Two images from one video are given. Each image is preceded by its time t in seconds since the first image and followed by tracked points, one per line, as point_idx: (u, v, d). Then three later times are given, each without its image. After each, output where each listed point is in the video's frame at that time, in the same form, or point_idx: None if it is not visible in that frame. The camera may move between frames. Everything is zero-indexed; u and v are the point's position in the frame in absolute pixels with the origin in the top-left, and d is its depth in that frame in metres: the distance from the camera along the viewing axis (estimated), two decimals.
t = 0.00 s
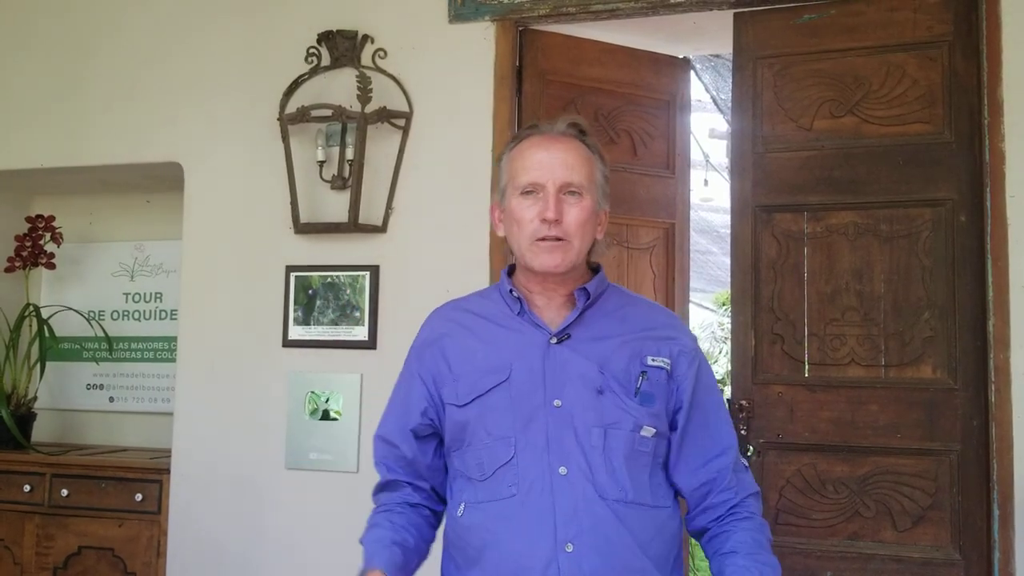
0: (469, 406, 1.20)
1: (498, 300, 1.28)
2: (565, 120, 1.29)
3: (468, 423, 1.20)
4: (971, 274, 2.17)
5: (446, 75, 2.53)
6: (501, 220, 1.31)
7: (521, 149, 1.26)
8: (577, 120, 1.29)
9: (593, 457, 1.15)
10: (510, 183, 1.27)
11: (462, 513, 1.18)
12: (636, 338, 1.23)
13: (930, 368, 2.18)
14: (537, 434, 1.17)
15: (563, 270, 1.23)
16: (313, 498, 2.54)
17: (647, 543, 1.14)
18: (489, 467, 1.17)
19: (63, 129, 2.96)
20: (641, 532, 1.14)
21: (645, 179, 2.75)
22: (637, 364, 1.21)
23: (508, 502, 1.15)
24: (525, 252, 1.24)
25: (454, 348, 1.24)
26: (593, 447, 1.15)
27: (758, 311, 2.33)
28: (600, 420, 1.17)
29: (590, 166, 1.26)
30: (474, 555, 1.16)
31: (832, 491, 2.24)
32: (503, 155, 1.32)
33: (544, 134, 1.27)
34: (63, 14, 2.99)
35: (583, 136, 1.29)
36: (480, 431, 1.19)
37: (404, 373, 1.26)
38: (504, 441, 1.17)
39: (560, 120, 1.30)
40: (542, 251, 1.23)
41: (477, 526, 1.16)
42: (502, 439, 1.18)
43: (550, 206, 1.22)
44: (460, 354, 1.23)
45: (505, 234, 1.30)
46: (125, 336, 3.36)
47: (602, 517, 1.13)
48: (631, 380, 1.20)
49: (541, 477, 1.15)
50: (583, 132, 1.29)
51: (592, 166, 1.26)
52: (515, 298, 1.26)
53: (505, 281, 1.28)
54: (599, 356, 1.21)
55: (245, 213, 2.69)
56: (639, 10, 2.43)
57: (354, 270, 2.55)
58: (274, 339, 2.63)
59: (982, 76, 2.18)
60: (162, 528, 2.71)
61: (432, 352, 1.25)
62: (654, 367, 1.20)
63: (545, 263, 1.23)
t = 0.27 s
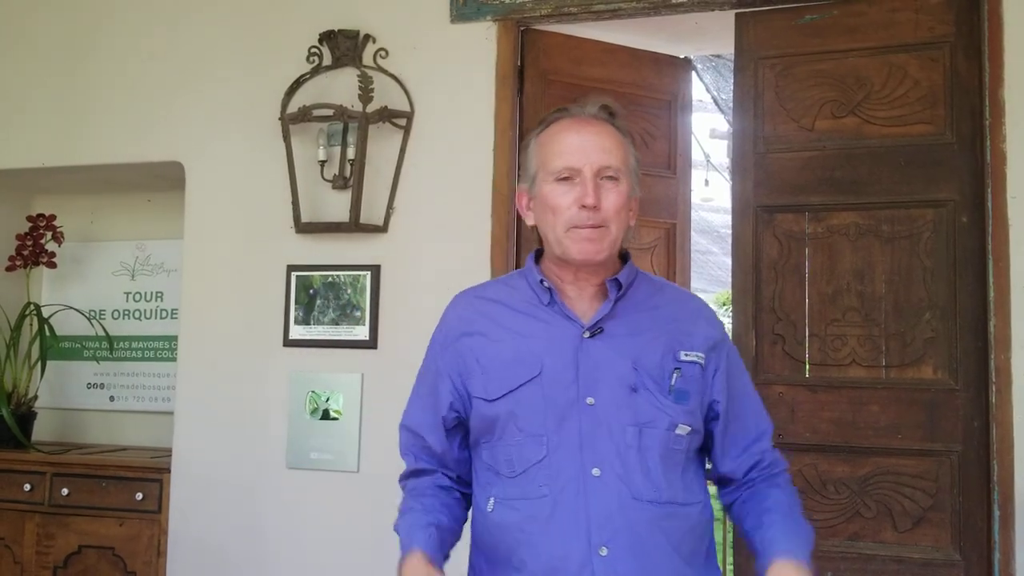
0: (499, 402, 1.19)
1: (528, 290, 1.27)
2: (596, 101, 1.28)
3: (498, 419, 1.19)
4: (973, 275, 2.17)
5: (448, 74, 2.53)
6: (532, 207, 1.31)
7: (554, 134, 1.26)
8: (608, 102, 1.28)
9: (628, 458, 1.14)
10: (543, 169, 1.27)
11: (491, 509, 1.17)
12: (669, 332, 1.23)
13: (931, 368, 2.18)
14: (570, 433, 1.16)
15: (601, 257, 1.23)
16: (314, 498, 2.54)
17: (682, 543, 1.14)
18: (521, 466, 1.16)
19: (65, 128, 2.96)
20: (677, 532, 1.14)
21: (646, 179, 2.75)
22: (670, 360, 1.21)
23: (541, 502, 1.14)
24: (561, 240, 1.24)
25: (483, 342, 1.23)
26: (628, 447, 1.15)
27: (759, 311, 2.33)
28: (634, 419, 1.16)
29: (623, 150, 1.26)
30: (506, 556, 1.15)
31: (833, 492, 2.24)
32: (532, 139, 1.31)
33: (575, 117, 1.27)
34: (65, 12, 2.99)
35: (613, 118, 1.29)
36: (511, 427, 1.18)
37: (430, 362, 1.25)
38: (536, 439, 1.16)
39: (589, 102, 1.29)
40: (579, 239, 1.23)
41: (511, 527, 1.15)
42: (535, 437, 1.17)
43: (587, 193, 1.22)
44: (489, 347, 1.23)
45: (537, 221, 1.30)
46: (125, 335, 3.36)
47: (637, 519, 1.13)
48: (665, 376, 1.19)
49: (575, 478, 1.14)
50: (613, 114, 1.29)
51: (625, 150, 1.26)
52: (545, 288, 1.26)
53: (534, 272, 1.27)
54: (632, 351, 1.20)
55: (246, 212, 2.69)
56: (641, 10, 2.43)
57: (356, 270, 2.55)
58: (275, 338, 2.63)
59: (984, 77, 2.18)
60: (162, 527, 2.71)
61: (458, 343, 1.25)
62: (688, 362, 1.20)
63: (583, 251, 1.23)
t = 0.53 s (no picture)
0: (526, 405, 1.23)
1: (552, 288, 1.30)
2: (603, 97, 1.29)
3: (524, 421, 1.23)
4: (973, 275, 2.17)
5: (448, 74, 2.53)
6: (554, 214, 1.31)
7: (568, 139, 1.28)
8: (616, 95, 1.30)
9: (661, 459, 1.18)
10: (561, 176, 1.28)
11: (515, 516, 1.21)
12: (693, 325, 1.26)
13: (932, 369, 2.18)
14: (600, 437, 1.20)
15: (629, 264, 1.23)
16: (314, 497, 2.54)
17: (718, 540, 1.18)
18: (551, 471, 1.19)
19: (65, 127, 2.96)
20: (712, 529, 1.18)
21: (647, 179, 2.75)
22: (697, 354, 1.24)
23: (575, 507, 1.17)
24: (587, 249, 1.24)
25: (510, 345, 1.27)
26: (660, 447, 1.18)
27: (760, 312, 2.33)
28: (664, 419, 1.20)
29: (638, 147, 1.26)
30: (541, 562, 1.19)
31: (833, 492, 2.24)
32: (546, 145, 1.32)
33: (585, 118, 1.28)
34: (66, 12, 2.99)
35: (623, 113, 1.30)
36: (538, 431, 1.22)
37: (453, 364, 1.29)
38: (566, 445, 1.19)
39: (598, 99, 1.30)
40: (605, 247, 1.23)
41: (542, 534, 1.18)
42: (565, 442, 1.20)
43: (609, 197, 1.22)
44: (515, 352, 1.26)
45: (559, 229, 1.30)
46: (125, 334, 3.36)
47: (670, 521, 1.16)
48: (693, 373, 1.23)
49: (607, 485, 1.18)
50: (623, 108, 1.30)
51: (640, 146, 1.27)
52: (568, 288, 1.29)
53: (556, 269, 1.31)
54: (659, 350, 1.24)
55: (247, 211, 2.69)
56: (641, 10, 2.43)
57: (356, 270, 2.55)
58: (276, 338, 2.63)
59: (985, 77, 2.18)
60: (162, 526, 2.71)
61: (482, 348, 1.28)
62: (714, 354, 1.24)
63: (611, 259, 1.22)
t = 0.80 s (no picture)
0: (540, 415, 1.25)
1: (566, 297, 1.32)
2: (608, 101, 1.29)
3: (537, 430, 1.24)
4: (974, 277, 2.17)
5: (449, 75, 2.54)
6: (563, 223, 1.32)
7: (573, 146, 1.27)
8: (620, 99, 1.29)
9: (672, 468, 1.18)
10: (566, 184, 1.28)
11: (532, 523, 1.23)
12: (709, 332, 1.26)
13: (932, 370, 2.18)
14: (611, 446, 1.21)
15: (639, 270, 1.24)
16: (315, 498, 2.54)
17: (738, 549, 1.16)
18: (562, 481, 1.20)
19: (67, 127, 2.96)
20: (732, 538, 1.16)
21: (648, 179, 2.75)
22: (713, 362, 1.24)
23: (588, 517, 1.18)
24: (596, 258, 1.25)
25: (524, 353, 1.29)
26: (673, 456, 1.18)
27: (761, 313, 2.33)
28: (678, 427, 1.20)
29: (645, 151, 1.26)
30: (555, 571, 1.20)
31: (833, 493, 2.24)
32: (551, 151, 1.32)
33: (589, 123, 1.28)
34: (67, 12, 2.99)
35: (629, 115, 1.29)
36: (550, 440, 1.23)
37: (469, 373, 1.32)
38: (577, 454, 1.21)
39: (602, 102, 1.30)
40: (613, 255, 1.23)
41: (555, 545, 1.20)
42: (578, 452, 1.21)
43: (615, 206, 1.22)
44: (529, 360, 1.28)
45: (568, 237, 1.31)
46: (126, 334, 3.36)
47: (682, 531, 1.16)
48: (708, 380, 1.23)
49: (619, 493, 1.19)
50: (629, 111, 1.30)
51: (647, 150, 1.26)
52: (580, 296, 1.31)
53: (569, 277, 1.33)
54: (673, 357, 1.24)
55: (249, 212, 2.69)
56: (643, 11, 2.43)
57: (357, 270, 2.55)
58: (277, 338, 2.63)
59: (986, 79, 2.18)
60: (163, 527, 2.71)
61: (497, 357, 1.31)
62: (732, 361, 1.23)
63: (619, 266, 1.23)
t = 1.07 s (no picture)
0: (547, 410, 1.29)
1: (578, 295, 1.36)
2: (619, 97, 1.31)
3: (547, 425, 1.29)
4: (975, 278, 2.17)
5: (451, 75, 2.54)
6: (573, 217, 1.34)
7: (583, 140, 1.30)
8: (632, 95, 1.31)
9: (672, 467, 1.21)
10: (576, 178, 1.31)
11: (545, 518, 1.29)
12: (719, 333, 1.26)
13: (933, 371, 2.18)
14: (615, 441, 1.24)
15: (646, 263, 1.26)
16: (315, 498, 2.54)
17: (735, 551, 1.18)
18: (567, 475, 1.26)
19: (68, 126, 2.96)
20: (728, 540, 1.18)
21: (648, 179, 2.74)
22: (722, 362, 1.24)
23: (590, 511, 1.23)
24: (604, 250, 1.27)
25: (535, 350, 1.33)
26: (673, 454, 1.21)
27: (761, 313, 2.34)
28: (681, 425, 1.22)
29: (655, 147, 1.28)
30: (560, 563, 1.25)
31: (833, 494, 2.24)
32: (564, 146, 1.35)
33: (600, 119, 1.30)
34: (69, 12, 2.99)
35: (640, 112, 1.31)
36: (559, 434, 1.28)
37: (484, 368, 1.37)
38: (581, 449, 1.25)
39: (614, 99, 1.32)
40: (621, 247, 1.26)
41: (560, 539, 1.25)
42: (583, 446, 1.26)
43: (623, 198, 1.25)
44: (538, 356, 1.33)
45: (578, 230, 1.34)
46: (127, 333, 3.36)
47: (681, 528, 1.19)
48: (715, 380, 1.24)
49: (619, 489, 1.23)
50: (640, 108, 1.32)
51: (656, 146, 1.28)
52: (590, 293, 1.34)
53: (581, 275, 1.37)
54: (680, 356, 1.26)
55: (250, 211, 2.70)
56: (644, 12, 2.43)
57: (358, 270, 2.56)
58: (278, 338, 2.63)
59: (987, 79, 2.18)
60: (164, 526, 2.71)
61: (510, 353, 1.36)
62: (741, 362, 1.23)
63: (626, 259, 1.25)
